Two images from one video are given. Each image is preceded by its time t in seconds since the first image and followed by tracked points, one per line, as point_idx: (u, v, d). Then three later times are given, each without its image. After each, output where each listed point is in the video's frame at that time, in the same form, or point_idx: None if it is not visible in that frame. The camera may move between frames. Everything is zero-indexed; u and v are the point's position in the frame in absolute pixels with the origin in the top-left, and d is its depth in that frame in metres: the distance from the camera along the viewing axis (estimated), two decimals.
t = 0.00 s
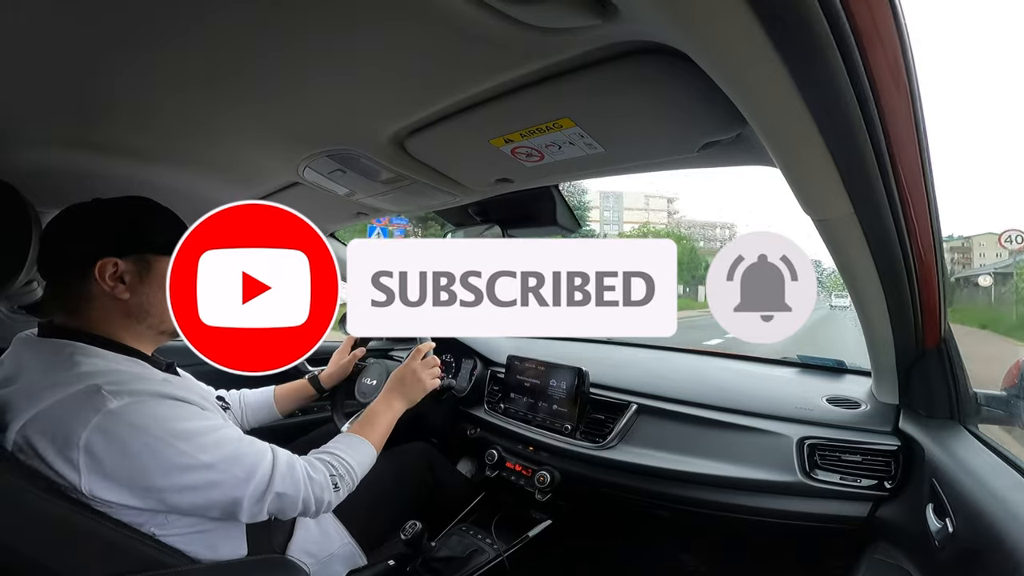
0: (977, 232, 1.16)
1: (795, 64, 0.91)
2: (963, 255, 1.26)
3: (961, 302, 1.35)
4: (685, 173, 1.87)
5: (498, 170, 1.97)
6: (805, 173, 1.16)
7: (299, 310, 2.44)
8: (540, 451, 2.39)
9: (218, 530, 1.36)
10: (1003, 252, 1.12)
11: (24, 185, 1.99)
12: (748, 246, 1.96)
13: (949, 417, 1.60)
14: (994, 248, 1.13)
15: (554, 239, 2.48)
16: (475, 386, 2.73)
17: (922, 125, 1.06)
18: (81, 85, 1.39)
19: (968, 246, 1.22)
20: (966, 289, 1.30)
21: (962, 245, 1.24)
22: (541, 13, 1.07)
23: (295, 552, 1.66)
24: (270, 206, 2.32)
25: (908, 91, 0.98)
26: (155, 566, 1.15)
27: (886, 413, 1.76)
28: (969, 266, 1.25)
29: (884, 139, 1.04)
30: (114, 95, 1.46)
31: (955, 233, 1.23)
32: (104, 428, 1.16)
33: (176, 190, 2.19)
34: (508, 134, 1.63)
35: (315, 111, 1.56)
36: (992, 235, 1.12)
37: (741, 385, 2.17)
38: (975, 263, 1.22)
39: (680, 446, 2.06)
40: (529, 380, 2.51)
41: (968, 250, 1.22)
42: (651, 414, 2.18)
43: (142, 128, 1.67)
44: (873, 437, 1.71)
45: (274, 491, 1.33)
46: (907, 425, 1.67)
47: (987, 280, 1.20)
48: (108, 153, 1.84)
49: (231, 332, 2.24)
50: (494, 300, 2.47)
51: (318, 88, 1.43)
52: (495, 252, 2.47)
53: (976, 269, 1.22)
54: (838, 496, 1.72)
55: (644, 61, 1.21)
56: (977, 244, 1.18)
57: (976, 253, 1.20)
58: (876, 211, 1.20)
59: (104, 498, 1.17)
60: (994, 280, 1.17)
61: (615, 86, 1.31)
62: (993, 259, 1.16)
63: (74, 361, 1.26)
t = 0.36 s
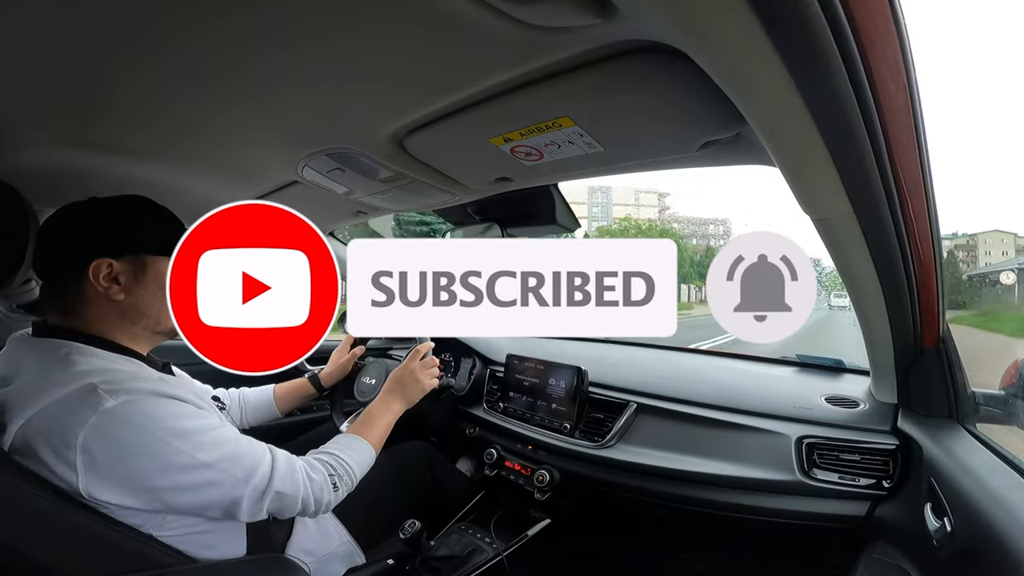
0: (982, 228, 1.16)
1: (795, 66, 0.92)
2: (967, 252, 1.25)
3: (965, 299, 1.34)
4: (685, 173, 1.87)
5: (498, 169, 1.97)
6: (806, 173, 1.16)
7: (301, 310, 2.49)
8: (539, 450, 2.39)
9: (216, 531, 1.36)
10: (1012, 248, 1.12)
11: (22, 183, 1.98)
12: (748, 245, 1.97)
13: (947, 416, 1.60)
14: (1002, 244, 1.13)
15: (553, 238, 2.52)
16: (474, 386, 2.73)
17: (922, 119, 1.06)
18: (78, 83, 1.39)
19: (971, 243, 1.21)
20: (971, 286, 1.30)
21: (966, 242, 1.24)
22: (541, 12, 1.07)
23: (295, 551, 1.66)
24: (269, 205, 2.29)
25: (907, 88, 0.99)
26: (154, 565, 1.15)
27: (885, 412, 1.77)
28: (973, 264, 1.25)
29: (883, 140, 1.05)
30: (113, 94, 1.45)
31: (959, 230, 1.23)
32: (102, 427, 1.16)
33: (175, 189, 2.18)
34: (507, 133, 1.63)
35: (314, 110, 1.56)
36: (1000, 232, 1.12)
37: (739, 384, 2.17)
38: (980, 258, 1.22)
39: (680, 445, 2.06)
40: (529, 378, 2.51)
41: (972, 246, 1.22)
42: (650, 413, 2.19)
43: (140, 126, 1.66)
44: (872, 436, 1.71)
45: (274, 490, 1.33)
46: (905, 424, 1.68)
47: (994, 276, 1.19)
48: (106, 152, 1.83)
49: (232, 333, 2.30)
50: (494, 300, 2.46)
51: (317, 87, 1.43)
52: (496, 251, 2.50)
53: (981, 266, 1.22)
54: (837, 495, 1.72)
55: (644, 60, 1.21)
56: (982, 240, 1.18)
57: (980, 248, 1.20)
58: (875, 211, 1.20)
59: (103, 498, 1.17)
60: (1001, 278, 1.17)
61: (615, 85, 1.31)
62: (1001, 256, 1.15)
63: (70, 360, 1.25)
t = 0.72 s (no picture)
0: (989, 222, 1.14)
1: (794, 65, 0.91)
2: (973, 249, 1.22)
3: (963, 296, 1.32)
4: (682, 171, 1.87)
5: (496, 168, 1.97)
6: (803, 171, 1.16)
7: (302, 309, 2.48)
8: (538, 449, 2.39)
9: (214, 531, 1.35)
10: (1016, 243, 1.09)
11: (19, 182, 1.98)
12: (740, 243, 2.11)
13: (945, 415, 1.60)
14: (1007, 241, 1.11)
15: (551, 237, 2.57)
16: (473, 384, 2.71)
17: (922, 123, 1.06)
18: (74, 81, 1.38)
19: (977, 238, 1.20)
20: (970, 283, 1.28)
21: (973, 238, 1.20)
22: (538, 10, 1.06)
23: (294, 551, 1.66)
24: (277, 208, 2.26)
25: (905, 93, 0.99)
26: (152, 566, 1.15)
27: (883, 410, 1.77)
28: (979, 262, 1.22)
29: (881, 138, 1.05)
30: (110, 93, 1.45)
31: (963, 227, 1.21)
32: (92, 423, 1.16)
33: (172, 188, 2.18)
34: (505, 132, 1.63)
35: (312, 109, 1.56)
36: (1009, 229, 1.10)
37: (739, 383, 2.17)
38: (986, 256, 1.19)
39: (679, 443, 2.06)
40: (529, 377, 2.51)
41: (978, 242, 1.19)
42: (649, 412, 2.18)
43: (137, 125, 1.66)
44: (870, 434, 1.72)
45: (274, 484, 1.32)
46: (903, 422, 1.68)
47: (1001, 274, 1.16)
48: (102, 150, 1.83)
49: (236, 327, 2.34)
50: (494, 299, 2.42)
51: (315, 86, 1.43)
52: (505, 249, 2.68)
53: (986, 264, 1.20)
54: (835, 493, 1.73)
55: (642, 59, 1.21)
56: (989, 235, 1.16)
57: (986, 244, 1.17)
58: (871, 208, 1.20)
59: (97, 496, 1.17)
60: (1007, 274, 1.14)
61: (613, 85, 1.31)
62: (1006, 254, 1.13)
63: (60, 357, 1.25)
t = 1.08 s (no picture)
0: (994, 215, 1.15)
1: (793, 67, 0.92)
2: (975, 247, 1.22)
3: (962, 296, 1.32)
4: (683, 173, 1.88)
5: (495, 169, 1.97)
6: (802, 173, 1.16)
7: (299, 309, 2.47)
8: (536, 449, 2.39)
9: (210, 531, 1.35)
10: None
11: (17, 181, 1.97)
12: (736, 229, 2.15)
13: (943, 416, 1.60)
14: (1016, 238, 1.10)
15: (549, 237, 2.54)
16: (471, 385, 2.71)
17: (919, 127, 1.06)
18: (73, 80, 1.38)
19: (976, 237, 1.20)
20: (970, 282, 1.27)
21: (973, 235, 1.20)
22: (539, 11, 1.07)
23: (292, 551, 1.66)
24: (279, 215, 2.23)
25: (905, 96, 0.99)
26: (150, 565, 1.15)
27: (881, 412, 1.78)
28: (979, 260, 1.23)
29: (880, 139, 1.05)
30: (110, 92, 1.45)
31: (964, 225, 1.20)
32: (90, 424, 1.16)
33: (171, 188, 2.17)
34: (505, 133, 1.64)
35: (311, 108, 1.56)
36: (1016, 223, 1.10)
37: (737, 385, 2.17)
38: (990, 253, 1.19)
39: (677, 445, 2.06)
40: (527, 378, 2.51)
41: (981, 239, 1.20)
42: (648, 413, 2.19)
43: (136, 125, 1.66)
44: (867, 436, 1.72)
45: (268, 487, 1.32)
46: (901, 424, 1.68)
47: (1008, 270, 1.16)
48: (101, 150, 1.82)
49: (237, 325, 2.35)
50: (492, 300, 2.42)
51: (314, 86, 1.43)
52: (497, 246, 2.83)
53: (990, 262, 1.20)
54: (833, 495, 1.73)
55: (642, 60, 1.21)
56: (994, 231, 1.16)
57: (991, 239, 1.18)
58: (871, 211, 1.20)
59: (93, 496, 1.17)
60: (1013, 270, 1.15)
61: (613, 87, 1.32)
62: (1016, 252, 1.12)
63: (58, 358, 1.25)
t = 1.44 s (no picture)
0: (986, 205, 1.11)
1: (791, 66, 0.92)
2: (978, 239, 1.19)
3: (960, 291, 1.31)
4: (680, 172, 1.88)
5: (494, 169, 1.97)
6: (798, 171, 1.16)
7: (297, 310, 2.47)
8: (536, 449, 2.39)
9: (210, 532, 1.35)
10: None
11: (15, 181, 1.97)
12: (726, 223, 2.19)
13: (942, 414, 1.60)
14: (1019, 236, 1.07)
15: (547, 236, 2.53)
16: (470, 384, 2.72)
17: (917, 125, 1.06)
18: (70, 81, 1.38)
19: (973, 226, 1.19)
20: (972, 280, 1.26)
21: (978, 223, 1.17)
22: (536, 10, 1.06)
23: (292, 551, 1.66)
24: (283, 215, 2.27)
25: (902, 94, 0.99)
26: (151, 565, 1.15)
27: (880, 410, 1.78)
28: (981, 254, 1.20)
29: (877, 137, 1.05)
30: (108, 93, 1.45)
31: (967, 220, 1.17)
32: (89, 427, 1.16)
33: (169, 188, 2.17)
34: (503, 132, 1.63)
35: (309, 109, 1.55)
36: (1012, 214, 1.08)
37: (737, 383, 2.17)
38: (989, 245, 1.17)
39: (676, 443, 2.06)
40: (526, 377, 2.51)
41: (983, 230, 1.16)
42: (647, 412, 2.19)
43: (134, 126, 1.65)
44: (866, 434, 1.72)
45: (267, 488, 1.32)
46: (900, 422, 1.68)
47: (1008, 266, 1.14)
48: (99, 151, 1.82)
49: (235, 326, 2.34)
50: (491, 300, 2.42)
51: (312, 86, 1.43)
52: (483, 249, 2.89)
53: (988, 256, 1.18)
54: (832, 493, 1.73)
55: (640, 59, 1.21)
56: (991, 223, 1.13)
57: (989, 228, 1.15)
58: (869, 210, 1.20)
59: (92, 499, 1.16)
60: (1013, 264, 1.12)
61: (610, 86, 1.32)
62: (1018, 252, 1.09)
63: (58, 360, 1.24)
